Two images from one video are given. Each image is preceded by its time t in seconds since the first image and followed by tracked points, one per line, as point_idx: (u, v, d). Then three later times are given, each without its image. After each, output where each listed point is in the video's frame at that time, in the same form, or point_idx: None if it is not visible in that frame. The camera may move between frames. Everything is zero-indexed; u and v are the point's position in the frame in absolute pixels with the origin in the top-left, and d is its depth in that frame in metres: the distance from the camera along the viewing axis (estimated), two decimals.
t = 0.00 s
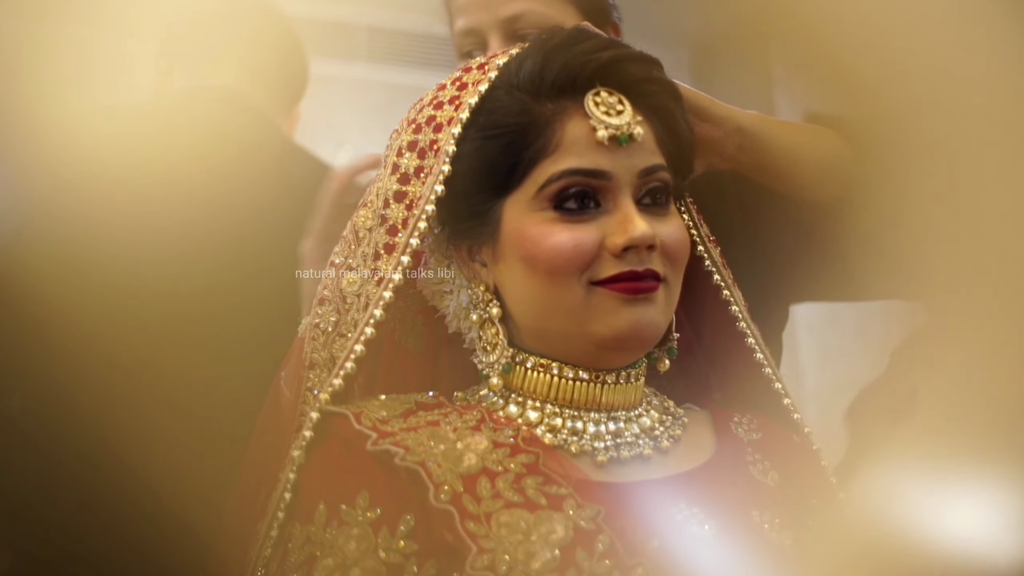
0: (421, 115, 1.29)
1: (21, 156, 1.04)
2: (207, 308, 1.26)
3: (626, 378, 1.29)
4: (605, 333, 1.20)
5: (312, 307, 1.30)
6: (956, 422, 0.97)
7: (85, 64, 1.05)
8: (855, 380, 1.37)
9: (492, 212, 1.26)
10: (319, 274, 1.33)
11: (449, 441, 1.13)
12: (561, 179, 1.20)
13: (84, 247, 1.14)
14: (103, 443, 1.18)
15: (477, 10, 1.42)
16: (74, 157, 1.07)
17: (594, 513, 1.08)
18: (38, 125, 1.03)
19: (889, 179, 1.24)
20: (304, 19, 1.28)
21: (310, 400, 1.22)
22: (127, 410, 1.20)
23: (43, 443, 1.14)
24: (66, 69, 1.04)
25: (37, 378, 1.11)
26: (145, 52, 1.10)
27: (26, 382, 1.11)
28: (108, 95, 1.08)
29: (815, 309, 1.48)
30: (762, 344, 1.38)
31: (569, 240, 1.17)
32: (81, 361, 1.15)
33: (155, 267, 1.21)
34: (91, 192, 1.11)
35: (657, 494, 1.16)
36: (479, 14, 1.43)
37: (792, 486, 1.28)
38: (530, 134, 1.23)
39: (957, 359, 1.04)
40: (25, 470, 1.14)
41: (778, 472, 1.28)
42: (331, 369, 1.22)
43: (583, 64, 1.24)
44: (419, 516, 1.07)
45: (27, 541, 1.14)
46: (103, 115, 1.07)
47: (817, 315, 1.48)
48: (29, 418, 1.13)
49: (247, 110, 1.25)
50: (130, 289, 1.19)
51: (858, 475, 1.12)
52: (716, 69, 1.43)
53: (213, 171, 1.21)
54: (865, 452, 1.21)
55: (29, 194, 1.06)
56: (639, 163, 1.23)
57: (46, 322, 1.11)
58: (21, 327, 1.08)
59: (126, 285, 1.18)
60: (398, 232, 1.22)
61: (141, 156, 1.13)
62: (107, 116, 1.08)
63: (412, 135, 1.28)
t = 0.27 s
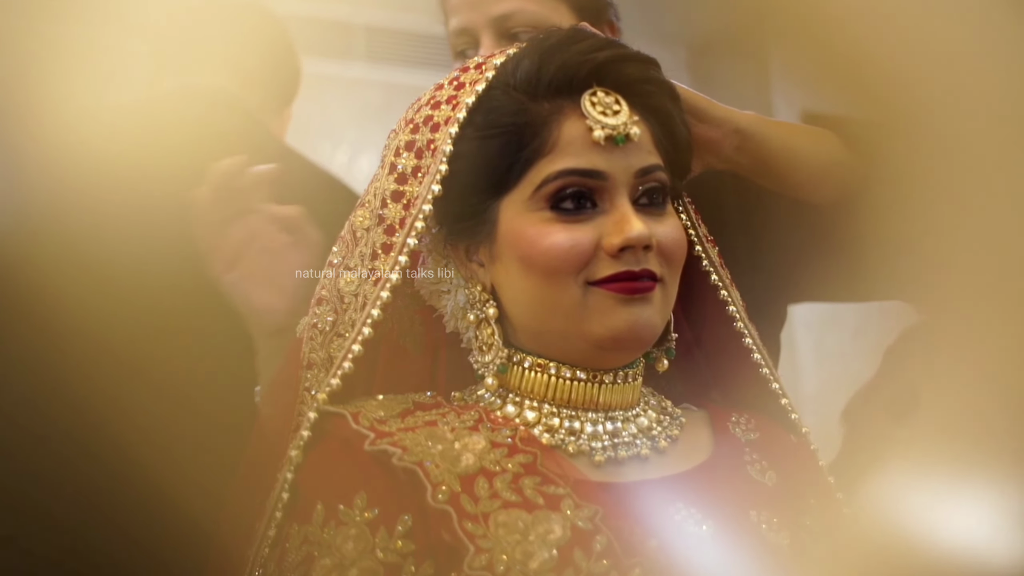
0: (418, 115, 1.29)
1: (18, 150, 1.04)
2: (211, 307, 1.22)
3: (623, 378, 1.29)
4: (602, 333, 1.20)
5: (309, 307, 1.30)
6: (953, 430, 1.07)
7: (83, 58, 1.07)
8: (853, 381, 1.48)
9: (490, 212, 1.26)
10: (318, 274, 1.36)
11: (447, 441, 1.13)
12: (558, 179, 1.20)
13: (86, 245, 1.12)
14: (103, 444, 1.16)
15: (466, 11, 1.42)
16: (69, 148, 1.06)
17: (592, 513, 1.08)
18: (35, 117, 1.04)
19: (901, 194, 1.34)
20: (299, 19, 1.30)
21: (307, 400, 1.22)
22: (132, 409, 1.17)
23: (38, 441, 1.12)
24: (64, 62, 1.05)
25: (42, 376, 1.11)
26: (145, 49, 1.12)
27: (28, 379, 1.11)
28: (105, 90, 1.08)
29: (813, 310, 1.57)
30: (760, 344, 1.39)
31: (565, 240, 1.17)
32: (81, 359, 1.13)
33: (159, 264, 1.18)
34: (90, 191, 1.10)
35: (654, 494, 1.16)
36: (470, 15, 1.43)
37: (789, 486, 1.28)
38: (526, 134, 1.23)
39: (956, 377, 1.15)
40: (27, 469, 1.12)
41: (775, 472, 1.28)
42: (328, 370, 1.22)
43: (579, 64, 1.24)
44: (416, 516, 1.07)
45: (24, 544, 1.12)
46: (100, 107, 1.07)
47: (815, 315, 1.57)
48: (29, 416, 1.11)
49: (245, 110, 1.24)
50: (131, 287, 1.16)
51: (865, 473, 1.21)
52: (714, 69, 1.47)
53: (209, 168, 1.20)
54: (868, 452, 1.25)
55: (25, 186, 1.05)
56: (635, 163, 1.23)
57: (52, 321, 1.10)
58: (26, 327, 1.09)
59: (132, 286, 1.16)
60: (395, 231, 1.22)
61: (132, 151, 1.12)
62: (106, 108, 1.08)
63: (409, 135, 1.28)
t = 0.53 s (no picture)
0: (417, 115, 1.29)
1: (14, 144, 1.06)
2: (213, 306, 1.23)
3: (622, 378, 1.29)
4: (600, 333, 1.20)
5: (307, 307, 1.30)
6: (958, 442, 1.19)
7: (84, 58, 1.09)
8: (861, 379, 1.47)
9: (489, 212, 1.26)
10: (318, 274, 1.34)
11: (446, 441, 1.13)
12: (557, 179, 1.20)
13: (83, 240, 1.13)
14: (104, 443, 1.16)
15: (464, 10, 1.40)
16: (65, 144, 1.09)
17: (591, 513, 1.08)
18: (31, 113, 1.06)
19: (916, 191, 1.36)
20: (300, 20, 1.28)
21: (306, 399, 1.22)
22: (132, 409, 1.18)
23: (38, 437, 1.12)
24: (65, 61, 1.08)
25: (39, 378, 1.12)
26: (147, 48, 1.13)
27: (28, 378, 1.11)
28: (106, 89, 1.10)
29: (814, 310, 1.52)
30: (759, 345, 1.39)
31: (564, 240, 1.17)
32: (78, 355, 1.14)
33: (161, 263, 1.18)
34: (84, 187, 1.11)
35: (653, 494, 1.16)
36: (466, 13, 1.41)
37: (787, 485, 1.28)
38: (525, 134, 1.23)
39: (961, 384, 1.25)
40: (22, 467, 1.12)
41: (774, 472, 1.28)
42: (328, 369, 1.22)
43: (578, 64, 1.24)
44: (416, 516, 1.07)
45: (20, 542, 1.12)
46: (96, 104, 1.10)
47: (816, 315, 1.52)
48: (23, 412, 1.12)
49: (246, 111, 1.24)
50: (132, 285, 1.17)
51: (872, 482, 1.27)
52: (713, 69, 1.45)
53: (203, 168, 1.21)
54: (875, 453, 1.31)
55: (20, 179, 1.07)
56: (634, 162, 1.23)
57: (53, 320, 1.11)
58: (27, 327, 1.10)
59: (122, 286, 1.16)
60: (394, 232, 1.22)
61: (125, 147, 1.13)
62: (99, 103, 1.10)
63: (407, 135, 1.28)
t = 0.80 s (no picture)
0: (416, 115, 1.29)
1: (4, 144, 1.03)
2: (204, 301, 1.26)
3: (621, 378, 1.29)
4: (600, 333, 1.20)
5: (306, 308, 1.30)
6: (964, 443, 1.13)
7: (74, 53, 1.05)
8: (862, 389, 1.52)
9: (488, 212, 1.26)
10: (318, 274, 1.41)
11: (445, 441, 1.13)
12: (556, 180, 1.20)
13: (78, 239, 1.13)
14: (102, 446, 1.16)
15: (461, 10, 1.41)
16: (65, 145, 1.06)
17: (590, 513, 1.08)
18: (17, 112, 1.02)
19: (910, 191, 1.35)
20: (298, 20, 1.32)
21: (304, 400, 1.22)
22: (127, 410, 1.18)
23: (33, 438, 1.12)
24: (53, 56, 1.04)
25: (31, 377, 1.12)
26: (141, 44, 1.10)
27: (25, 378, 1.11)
28: (97, 84, 1.07)
29: (812, 309, 1.66)
30: (757, 344, 1.39)
31: (563, 240, 1.17)
32: (72, 355, 1.14)
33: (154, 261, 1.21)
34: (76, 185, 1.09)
35: (652, 495, 1.16)
36: (464, 13, 1.42)
37: (785, 486, 1.28)
38: (525, 134, 1.23)
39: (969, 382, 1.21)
40: (16, 469, 1.12)
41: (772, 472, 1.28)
42: (326, 370, 1.22)
43: (577, 64, 1.24)
44: (415, 516, 1.07)
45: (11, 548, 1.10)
46: (88, 100, 1.06)
47: (812, 313, 1.66)
48: (20, 413, 1.12)
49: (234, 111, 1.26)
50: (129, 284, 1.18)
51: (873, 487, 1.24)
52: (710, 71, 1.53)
53: (191, 166, 1.23)
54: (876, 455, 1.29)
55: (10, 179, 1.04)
56: (633, 163, 1.23)
57: (50, 321, 1.11)
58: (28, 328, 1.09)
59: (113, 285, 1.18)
60: (392, 232, 1.22)
61: (113, 142, 1.11)
62: (89, 99, 1.06)
63: (407, 135, 1.28)
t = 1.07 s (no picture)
0: (415, 115, 1.29)
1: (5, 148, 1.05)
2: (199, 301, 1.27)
3: (620, 377, 1.29)
4: (599, 332, 1.20)
5: (305, 307, 1.29)
6: (962, 447, 1.19)
7: (78, 55, 1.07)
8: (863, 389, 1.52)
9: (488, 212, 1.26)
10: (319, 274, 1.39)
11: (444, 441, 1.13)
12: (556, 179, 1.20)
13: (72, 242, 1.13)
14: (100, 451, 1.17)
15: (460, 8, 1.40)
16: (68, 143, 1.06)
17: (590, 513, 1.07)
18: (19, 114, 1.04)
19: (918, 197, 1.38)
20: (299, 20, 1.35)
21: (303, 399, 1.21)
22: (124, 412, 1.18)
23: (27, 442, 1.13)
24: (56, 58, 1.06)
25: (29, 378, 1.13)
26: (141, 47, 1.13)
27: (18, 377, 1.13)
28: (97, 85, 1.08)
29: (809, 309, 1.69)
30: (755, 344, 1.39)
31: (563, 240, 1.17)
32: (67, 357, 1.14)
33: (149, 262, 1.22)
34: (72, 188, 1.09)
35: (651, 495, 1.16)
36: (461, 11, 1.41)
37: (786, 486, 1.29)
38: (524, 133, 1.22)
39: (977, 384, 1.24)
40: (9, 473, 1.12)
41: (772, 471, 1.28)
42: (325, 369, 1.21)
43: (576, 64, 1.24)
44: (415, 516, 1.07)
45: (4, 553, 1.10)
46: (91, 98, 1.07)
47: (811, 314, 1.69)
48: (14, 418, 1.12)
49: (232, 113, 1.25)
50: (126, 284, 1.20)
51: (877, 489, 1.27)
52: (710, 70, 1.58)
53: (192, 171, 1.22)
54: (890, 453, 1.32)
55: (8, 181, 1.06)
56: (632, 162, 1.23)
57: (50, 319, 1.13)
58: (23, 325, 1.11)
59: (111, 288, 1.18)
60: (391, 232, 1.22)
61: (109, 142, 1.09)
62: (91, 99, 1.07)
63: (405, 135, 1.28)
